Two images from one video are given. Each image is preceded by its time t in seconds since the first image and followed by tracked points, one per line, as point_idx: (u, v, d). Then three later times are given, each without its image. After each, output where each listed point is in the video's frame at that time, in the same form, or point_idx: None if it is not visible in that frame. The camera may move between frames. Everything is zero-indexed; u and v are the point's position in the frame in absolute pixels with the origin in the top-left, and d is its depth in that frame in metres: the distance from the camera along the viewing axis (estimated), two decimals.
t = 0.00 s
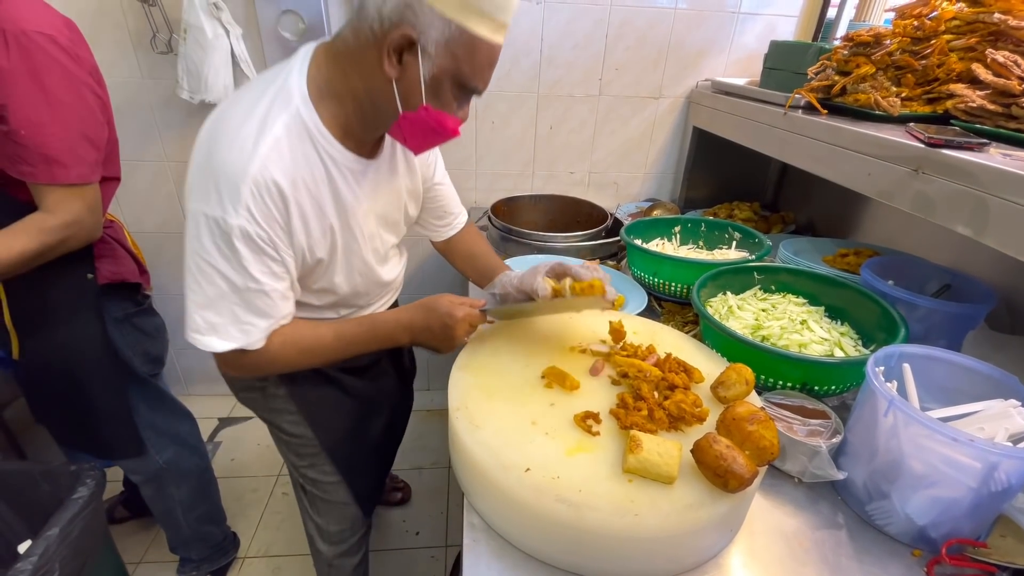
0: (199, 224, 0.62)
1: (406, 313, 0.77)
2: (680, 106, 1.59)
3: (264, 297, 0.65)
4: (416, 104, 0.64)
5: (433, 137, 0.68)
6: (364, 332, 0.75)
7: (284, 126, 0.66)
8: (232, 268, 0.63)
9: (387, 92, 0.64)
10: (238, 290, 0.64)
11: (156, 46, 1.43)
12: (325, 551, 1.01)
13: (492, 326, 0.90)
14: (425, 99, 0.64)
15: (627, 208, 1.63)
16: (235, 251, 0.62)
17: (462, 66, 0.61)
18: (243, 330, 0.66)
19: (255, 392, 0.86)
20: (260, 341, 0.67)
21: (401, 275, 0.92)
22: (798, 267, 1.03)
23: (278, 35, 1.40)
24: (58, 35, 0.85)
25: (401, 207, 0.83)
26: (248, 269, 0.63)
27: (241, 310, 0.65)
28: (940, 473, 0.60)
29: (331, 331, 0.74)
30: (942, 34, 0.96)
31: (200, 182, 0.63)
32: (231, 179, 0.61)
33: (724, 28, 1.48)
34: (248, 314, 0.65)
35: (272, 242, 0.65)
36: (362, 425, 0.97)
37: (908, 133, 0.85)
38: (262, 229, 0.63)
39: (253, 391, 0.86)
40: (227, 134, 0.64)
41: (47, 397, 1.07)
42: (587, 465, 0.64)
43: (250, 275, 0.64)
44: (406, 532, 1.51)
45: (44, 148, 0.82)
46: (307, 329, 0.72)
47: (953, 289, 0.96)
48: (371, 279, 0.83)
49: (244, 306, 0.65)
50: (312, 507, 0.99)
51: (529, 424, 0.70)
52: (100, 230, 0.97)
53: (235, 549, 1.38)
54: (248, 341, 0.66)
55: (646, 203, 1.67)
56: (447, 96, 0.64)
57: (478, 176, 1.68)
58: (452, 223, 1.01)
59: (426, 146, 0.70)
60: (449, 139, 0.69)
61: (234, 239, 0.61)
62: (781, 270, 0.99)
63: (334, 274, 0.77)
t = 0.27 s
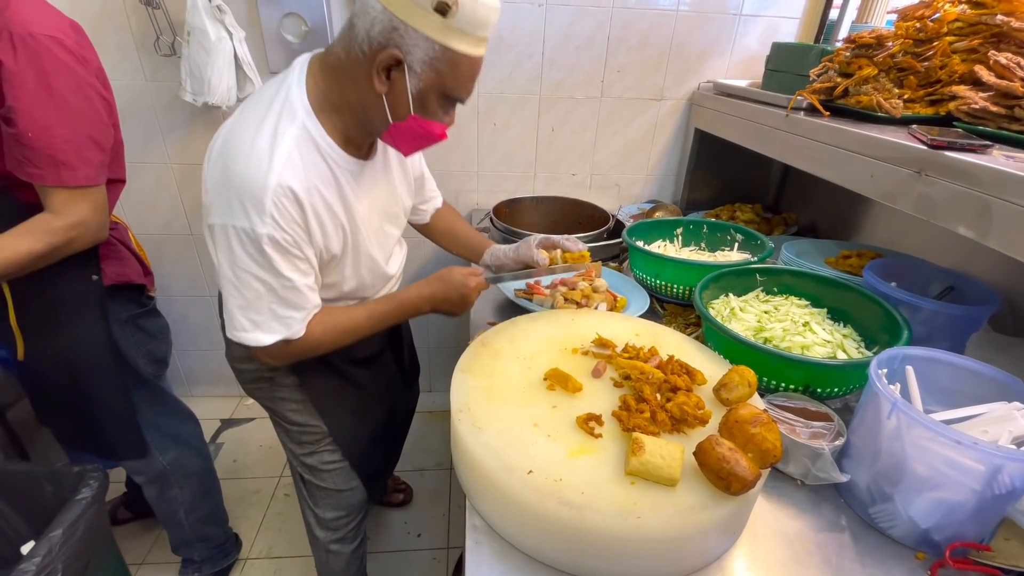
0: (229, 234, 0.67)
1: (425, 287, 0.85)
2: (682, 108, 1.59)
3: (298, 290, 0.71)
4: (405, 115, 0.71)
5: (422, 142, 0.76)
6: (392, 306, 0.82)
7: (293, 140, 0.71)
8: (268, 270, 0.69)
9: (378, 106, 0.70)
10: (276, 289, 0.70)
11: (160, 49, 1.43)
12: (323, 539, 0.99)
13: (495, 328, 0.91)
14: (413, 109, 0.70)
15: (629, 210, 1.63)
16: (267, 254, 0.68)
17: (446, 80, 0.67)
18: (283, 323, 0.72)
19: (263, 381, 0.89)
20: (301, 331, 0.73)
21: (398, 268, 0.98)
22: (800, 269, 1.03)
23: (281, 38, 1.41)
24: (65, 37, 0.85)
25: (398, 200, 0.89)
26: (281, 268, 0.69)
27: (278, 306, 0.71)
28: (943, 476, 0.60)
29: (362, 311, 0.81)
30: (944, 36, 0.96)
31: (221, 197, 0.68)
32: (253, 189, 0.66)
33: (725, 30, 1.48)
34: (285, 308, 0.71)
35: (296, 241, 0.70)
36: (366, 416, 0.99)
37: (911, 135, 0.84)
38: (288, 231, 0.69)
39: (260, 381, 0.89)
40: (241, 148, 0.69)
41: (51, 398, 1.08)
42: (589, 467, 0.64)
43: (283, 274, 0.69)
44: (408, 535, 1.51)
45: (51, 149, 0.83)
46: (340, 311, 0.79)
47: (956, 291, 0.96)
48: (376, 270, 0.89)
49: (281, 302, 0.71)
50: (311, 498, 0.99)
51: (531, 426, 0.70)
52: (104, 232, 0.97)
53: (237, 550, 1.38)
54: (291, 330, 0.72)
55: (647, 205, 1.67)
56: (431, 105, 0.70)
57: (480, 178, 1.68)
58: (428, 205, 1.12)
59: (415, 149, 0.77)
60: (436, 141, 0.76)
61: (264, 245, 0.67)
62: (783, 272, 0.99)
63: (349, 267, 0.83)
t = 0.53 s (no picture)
0: (214, 165, 0.63)
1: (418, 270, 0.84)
2: (684, 110, 1.59)
3: (283, 237, 0.66)
4: (394, 54, 0.70)
5: (414, 88, 0.74)
6: (385, 283, 0.79)
7: (288, 71, 0.69)
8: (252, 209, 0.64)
9: (370, 45, 0.70)
10: (259, 232, 0.65)
11: (164, 52, 1.44)
12: (314, 550, 1.01)
13: (497, 331, 0.91)
14: (402, 47, 0.69)
15: (631, 212, 1.63)
16: (254, 190, 0.63)
17: (437, 16, 0.66)
18: (265, 273, 0.66)
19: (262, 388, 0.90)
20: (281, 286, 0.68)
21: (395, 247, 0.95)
22: (803, 271, 1.02)
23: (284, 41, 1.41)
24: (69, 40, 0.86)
25: (395, 165, 0.86)
26: (266, 208, 0.64)
27: (261, 252, 0.66)
28: (948, 479, 0.59)
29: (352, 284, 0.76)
30: (947, 38, 0.96)
31: (211, 127, 0.64)
32: (245, 117, 0.63)
33: (727, 32, 1.48)
34: (267, 256, 0.66)
35: (287, 182, 0.66)
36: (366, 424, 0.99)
37: (914, 137, 0.84)
38: (279, 168, 0.65)
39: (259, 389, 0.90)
40: (234, 81, 0.66)
41: (55, 399, 1.08)
42: (591, 469, 0.64)
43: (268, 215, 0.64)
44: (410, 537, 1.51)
45: (53, 151, 0.83)
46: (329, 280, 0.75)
47: (960, 294, 0.96)
48: (370, 240, 0.85)
49: (263, 248, 0.65)
50: (303, 512, 0.99)
51: (533, 428, 0.70)
52: (108, 234, 0.98)
53: (239, 552, 1.38)
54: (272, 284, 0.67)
55: (650, 207, 1.67)
56: (421, 44, 0.69)
57: (482, 180, 1.68)
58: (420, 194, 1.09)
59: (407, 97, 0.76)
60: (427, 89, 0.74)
61: (253, 176, 0.62)
62: (786, 274, 0.99)
63: (343, 229, 0.79)
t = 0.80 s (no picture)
0: (192, 129, 0.58)
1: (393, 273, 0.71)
2: (687, 112, 1.59)
3: (241, 217, 0.59)
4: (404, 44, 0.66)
5: (421, 83, 0.69)
6: (346, 286, 0.68)
7: (290, 47, 0.65)
8: (213, 180, 0.57)
9: (379, 30, 0.66)
10: (215, 206, 0.58)
11: (170, 56, 1.45)
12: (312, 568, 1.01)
13: (500, 332, 0.91)
14: (413, 36, 0.66)
15: (634, 214, 1.63)
16: (220, 160, 0.57)
17: (452, 9, 0.63)
18: (209, 254, 0.59)
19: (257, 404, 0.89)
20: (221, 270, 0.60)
21: (398, 251, 0.89)
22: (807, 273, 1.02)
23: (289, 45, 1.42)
24: (74, 44, 0.86)
25: (399, 164, 0.81)
26: (230, 182, 0.58)
27: (214, 229, 0.59)
28: (954, 482, 0.59)
29: (305, 282, 0.66)
30: (952, 40, 0.95)
31: (202, 91, 0.61)
32: (234, 86, 0.59)
33: (731, 35, 1.48)
34: (219, 236, 0.59)
35: (265, 160, 0.60)
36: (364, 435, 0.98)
37: (918, 139, 0.84)
38: (258, 143, 0.59)
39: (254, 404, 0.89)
40: (233, 49, 0.63)
41: (60, 400, 1.08)
42: (594, 472, 0.63)
43: (230, 190, 0.58)
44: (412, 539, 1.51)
45: (59, 154, 0.84)
46: (282, 275, 0.65)
47: (965, 296, 0.95)
48: (365, 244, 0.80)
49: (217, 225, 0.59)
50: (301, 530, 0.99)
51: (536, 431, 0.69)
52: (113, 236, 0.98)
53: (242, 554, 1.38)
54: (207, 270, 0.59)
55: (653, 209, 1.67)
56: (433, 36, 0.66)
57: (485, 182, 1.68)
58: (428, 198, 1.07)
59: (411, 95, 0.71)
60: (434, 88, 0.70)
61: (225, 146, 0.57)
62: (790, 276, 0.99)
63: (330, 226, 0.73)
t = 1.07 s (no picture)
0: (189, 121, 0.59)
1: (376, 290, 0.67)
2: (691, 115, 1.59)
3: (223, 215, 0.59)
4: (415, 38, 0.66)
5: (437, 82, 0.69)
6: (319, 298, 0.65)
7: (295, 43, 0.66)
8: (199, 175, 0.57)
9: (388, 26, 0.66)
10: (199, 202, 0.58)
11: (176, 60, 1.46)
12: None
13: (504, 334, 0.91)
14: (425, 30, 0.65)
15: (637, 216, 1.63)
16: (207, 155, 0.57)
17: None
18: (183, 249, 0.59)
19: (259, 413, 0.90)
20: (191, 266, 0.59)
21: (406, 256, 0.89)
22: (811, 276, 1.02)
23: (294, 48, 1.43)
24: (81, 47, 0.87)
25: (405, 168, 0.80)
26: (215, 178, 0.58)
27: (196, 224, 0.59)
28: (960, 486, 0.58)
29: (277, 289, 0.64)
30: (956, 41, 0.95)
31: (205, 84, 0.62)
32: (231, 82, 0.60)
33: (734, 37, 1.48)
34: (199, 233, 0.59)
35: (256, 158, 0.60)
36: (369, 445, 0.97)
37: (923, 141, 0.84)
38: (250, 140, 0.59)
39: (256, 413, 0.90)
40: (238, 45, 0.63)
41: (66, 401, 1.09)
42: (596, 474, 0.63)
43: (214, 186, 0.58)
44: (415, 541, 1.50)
45: (65, 157, 0.84)
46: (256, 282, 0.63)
47: (972, 299, 0.94)
48: (370, 248, 0.79)
49: (198, 221, 0.59)
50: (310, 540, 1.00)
51: (538, 433, 0.69)
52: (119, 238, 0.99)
53: (246, 556, 1.38)
54: (176, 268, 0.58)
55: (656, 211, 1.66)
56: (445, 30, 0.65)
57: (489, 185, 1.69)
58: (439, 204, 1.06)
59: (426, 92, 0.70)
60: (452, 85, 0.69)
61: (213, 142, 0.57)
62: (794, 279, 0.98)
63: (328, 230, 0.72)
